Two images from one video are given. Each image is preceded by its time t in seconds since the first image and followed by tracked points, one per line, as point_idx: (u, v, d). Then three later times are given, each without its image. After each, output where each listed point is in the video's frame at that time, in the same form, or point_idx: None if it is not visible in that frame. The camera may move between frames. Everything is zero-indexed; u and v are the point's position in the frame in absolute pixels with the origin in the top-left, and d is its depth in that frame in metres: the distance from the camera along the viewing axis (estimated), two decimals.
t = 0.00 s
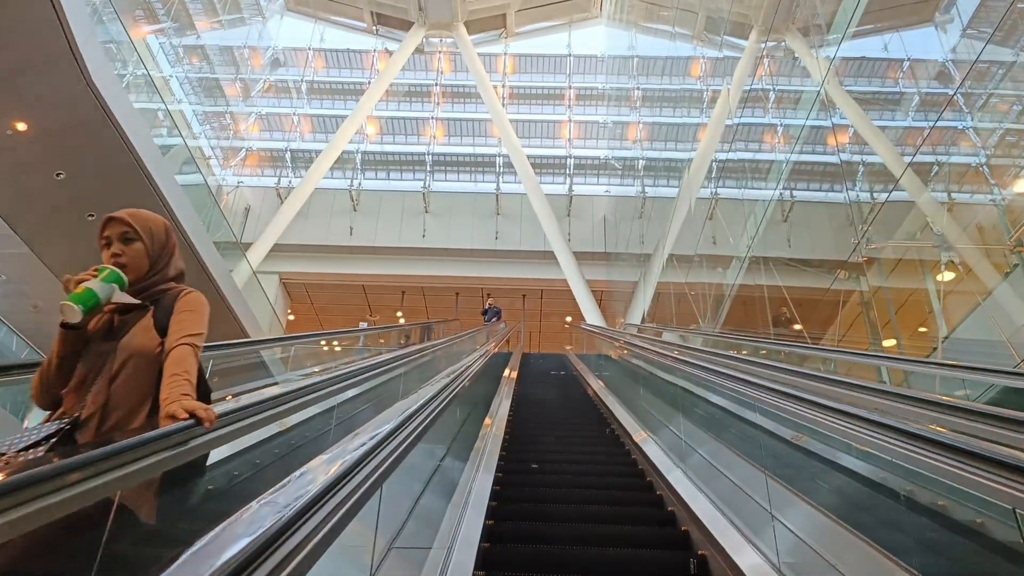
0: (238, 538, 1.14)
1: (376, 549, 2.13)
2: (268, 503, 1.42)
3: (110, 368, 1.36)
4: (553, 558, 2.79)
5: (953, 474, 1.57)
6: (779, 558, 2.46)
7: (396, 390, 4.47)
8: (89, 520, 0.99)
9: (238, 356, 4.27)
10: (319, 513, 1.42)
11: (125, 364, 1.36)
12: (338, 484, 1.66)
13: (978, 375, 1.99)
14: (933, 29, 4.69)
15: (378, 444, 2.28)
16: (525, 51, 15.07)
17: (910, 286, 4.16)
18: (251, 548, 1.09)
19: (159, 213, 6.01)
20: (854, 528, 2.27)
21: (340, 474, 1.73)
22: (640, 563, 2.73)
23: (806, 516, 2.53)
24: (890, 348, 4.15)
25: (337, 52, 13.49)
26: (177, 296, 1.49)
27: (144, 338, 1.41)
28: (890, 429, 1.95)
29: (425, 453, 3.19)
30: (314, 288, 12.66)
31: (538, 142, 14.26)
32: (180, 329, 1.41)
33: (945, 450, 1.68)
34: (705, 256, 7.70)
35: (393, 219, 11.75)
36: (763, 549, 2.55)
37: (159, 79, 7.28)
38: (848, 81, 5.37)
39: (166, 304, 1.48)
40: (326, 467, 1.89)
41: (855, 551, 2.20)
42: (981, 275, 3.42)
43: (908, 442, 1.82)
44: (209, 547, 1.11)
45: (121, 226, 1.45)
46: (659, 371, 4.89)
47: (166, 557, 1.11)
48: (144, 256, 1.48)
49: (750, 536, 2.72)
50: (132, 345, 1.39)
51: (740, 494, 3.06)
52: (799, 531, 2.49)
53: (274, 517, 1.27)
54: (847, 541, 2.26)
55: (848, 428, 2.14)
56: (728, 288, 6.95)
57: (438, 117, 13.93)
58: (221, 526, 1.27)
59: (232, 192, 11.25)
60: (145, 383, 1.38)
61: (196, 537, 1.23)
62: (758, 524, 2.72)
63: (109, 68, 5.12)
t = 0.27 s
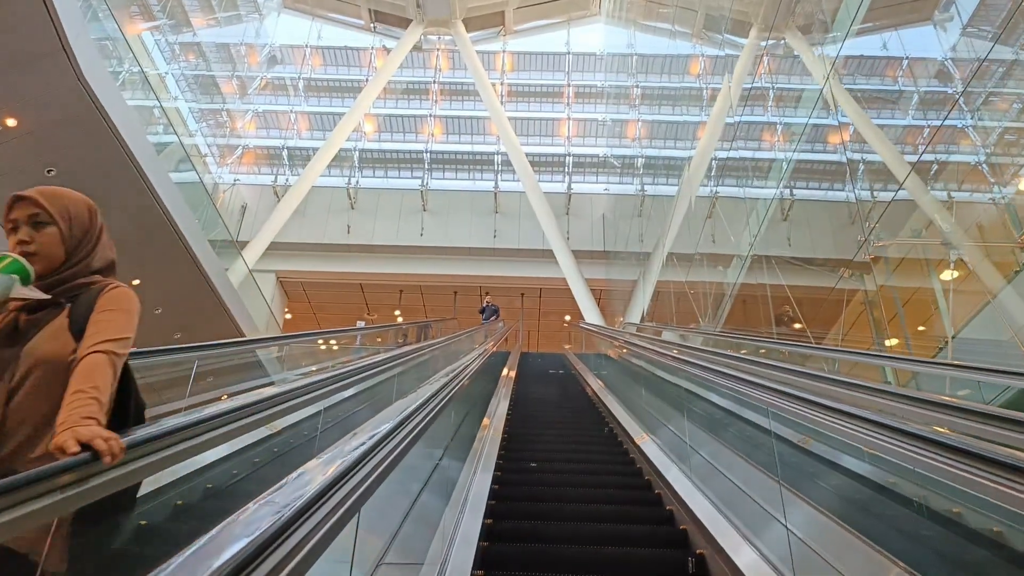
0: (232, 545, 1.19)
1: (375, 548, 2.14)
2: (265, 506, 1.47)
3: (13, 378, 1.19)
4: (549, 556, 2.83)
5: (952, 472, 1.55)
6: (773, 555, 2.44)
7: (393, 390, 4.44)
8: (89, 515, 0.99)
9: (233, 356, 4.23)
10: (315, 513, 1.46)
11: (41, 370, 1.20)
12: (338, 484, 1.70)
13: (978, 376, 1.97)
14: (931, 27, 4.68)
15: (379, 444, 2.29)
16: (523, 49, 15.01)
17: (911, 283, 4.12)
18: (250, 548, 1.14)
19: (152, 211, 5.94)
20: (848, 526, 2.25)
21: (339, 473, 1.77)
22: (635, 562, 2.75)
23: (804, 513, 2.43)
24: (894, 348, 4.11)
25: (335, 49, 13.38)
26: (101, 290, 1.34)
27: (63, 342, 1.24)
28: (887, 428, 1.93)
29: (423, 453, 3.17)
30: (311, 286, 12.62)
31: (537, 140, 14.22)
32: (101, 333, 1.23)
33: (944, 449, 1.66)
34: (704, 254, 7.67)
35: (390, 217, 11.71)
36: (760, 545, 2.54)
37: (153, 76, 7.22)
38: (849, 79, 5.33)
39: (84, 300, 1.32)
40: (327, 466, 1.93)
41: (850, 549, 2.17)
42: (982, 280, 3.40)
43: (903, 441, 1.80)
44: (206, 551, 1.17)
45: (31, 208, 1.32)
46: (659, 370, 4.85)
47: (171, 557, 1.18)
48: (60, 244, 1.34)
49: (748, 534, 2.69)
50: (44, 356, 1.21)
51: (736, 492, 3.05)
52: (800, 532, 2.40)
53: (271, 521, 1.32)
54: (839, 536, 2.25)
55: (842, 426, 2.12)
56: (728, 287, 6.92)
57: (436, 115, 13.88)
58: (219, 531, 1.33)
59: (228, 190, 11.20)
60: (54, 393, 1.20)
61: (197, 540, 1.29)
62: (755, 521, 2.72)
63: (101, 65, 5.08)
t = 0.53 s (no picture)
0: (230, 543, 1.21)
1: (373, 548, 2.13)
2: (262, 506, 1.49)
3: None
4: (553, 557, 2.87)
5: (960, 476, 1.51)
6: (772, 556, 2.44)
7: (390, 391, 4.40)
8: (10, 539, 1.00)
9: (227, 357, 4.18)
10: (314, 512, 1.49)
11: None
12: (337, 483, 1.72)
13: (983, 376, 1.93)
14: (931, 27, 4.64)
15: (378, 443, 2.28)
16: (521, 48, 14.96)
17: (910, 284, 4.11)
18: (247, 548, 1.16)
19: (145, 211, 5.88)
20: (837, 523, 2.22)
21: (338, 471, 1.78)
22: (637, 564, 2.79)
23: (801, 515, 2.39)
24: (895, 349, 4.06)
25: (331, 48, 13.37)
26: None
27: None
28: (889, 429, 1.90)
29: (420, 454, 3.13)
30: (307, 286, 12.56)
31: (534, 140, 14.17)
32: None
33: (949, 451, 1.62)
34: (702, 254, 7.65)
35: (387, 217, 11.65)
36: (759, 547, 2.53)
37: (148, 75, 7.16)
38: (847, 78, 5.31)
39: None
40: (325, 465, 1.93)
41: (846, 549, 2.13)
42: (989, 285, 3.34)
43: (903, 442, 1.78)
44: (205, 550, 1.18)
45: None
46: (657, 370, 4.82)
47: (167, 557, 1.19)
48: None
49: (746, 534, 2.70)
50: None
51: (733, 493, 3.04)
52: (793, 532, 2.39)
53: (267, 520, 1.34)
54: (827, 531, 2.22)
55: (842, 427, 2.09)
56: (726, 287, 6.89)
57: (433, 114, 13.82)
58: (216, 530, 1.35)
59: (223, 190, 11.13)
60: None
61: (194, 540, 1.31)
62: (751, 522, 2.72)
63: (94, 62, 5.01)
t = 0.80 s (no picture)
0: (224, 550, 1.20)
1: (367, 552, 2.10)
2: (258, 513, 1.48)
3: None
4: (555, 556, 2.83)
5: (953, 473, 1.49)
6: (773, 556, 2.45)
7: (388, 391, 4.36)
8: None
9: (222, 357, 4.13)
10: (313, 514, 1.47)
11: None
12: (334, 485, 1.70)
13: (983, 376, 1.91)
14: (931, 24, 4.53)
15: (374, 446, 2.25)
16: (520, 46, 14.91)
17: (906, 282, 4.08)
18: (243, 551, 1.16)
19: (140, 210, 5.84)
20: (836, 522, 2.19)
21: (335, 474, 1.76)
22: (637, 564, 2.76)
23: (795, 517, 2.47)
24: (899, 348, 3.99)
25: (328, 46, 13.32)
26: None
27: None
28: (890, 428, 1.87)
29: (419, 455, 3.10)
30: (305, 285, 12.50)
31: (533, 138, 14.13)
32: None
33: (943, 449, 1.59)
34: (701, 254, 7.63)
35: (384, 216, 11.61)
36: (761, 551, 2.49)
37: (143, 73, 7.11)
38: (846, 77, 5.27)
39: None
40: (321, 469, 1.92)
41: (847, 548, 2.09)
42: (992, 286, 3.25)
43: (902, 440, 1.75)
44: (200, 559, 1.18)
45: None
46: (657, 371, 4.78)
47: (161, 562, 1.19)
48: None
49: (746, 534, 2.69)
50: None
51: (732, 491, 3.00)
52: (794, 531, 2.45)
53: (265, 524, 1.34)
54: (827, 530, 2.19)
55: (842, 426, 2.05)
56: (727, 287, 6.85)
57: (431, 112, 13.77)
58: (210, 537, 1.35)
59: (220, 188, 11.08)
60: None
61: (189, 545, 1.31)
62: (751, 522, 2.71)
63: (86, 60, 4.95)
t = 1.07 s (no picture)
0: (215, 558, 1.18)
1: (368, 553, 2.08)
2: (254, 517, 1.47)
3: None
4: (556, 553, 2.83)
5: (951, 475, 1.48)
6: (772, 556, 2.45)
7: (388, 391, 4.33)
8: None
9: (221, 357, 4.09)
10: (307, 518, 1.46)
11: None
12: (331, 488, 1.69)
13: (984, 376, 1.90)
14: (934, 23, 4.40)
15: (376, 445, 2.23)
16: (519, 44, 14.85)
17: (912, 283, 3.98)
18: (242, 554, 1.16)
19: (136, 209, 5.80)
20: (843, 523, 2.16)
21: (332, 476, 1.75)
22: (635, 563, 2.74)
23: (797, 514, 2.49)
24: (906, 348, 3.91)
25: (327, 44, 13.27)
26: None
27: None
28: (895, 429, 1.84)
29: (419, 455, 3.09)
30: (303, 285, 12.44)
31: (532, 137, 14.09)
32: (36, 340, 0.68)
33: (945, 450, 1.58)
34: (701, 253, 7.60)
35: (383, 215, 11.57)
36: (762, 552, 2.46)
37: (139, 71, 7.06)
38: (848, 75, 5.22)
39: None
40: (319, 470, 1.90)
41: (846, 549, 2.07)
42: (1002, 287, 3.18)
43: (905, 442, 1.72)
44: (192, 564, 1.18)
45: None
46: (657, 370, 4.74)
47: (161, 564, 1.20)
48: None
49: (747, 535, 2.67)
50: None
51: (732, 490, 2.98)
52: (795, 531, 2.45)
53: (259, 529, 1.32)
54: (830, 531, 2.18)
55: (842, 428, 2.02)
56: (729, 286, 6.81)
57: (430, 111, 13.72)
58: (209, 539, 1.35)
59: (218, 187, 11.04)
60: None
61: (188, 547, 1.31)
62: (753, 521, 2.69)
63: (79, 57, 4.89)
